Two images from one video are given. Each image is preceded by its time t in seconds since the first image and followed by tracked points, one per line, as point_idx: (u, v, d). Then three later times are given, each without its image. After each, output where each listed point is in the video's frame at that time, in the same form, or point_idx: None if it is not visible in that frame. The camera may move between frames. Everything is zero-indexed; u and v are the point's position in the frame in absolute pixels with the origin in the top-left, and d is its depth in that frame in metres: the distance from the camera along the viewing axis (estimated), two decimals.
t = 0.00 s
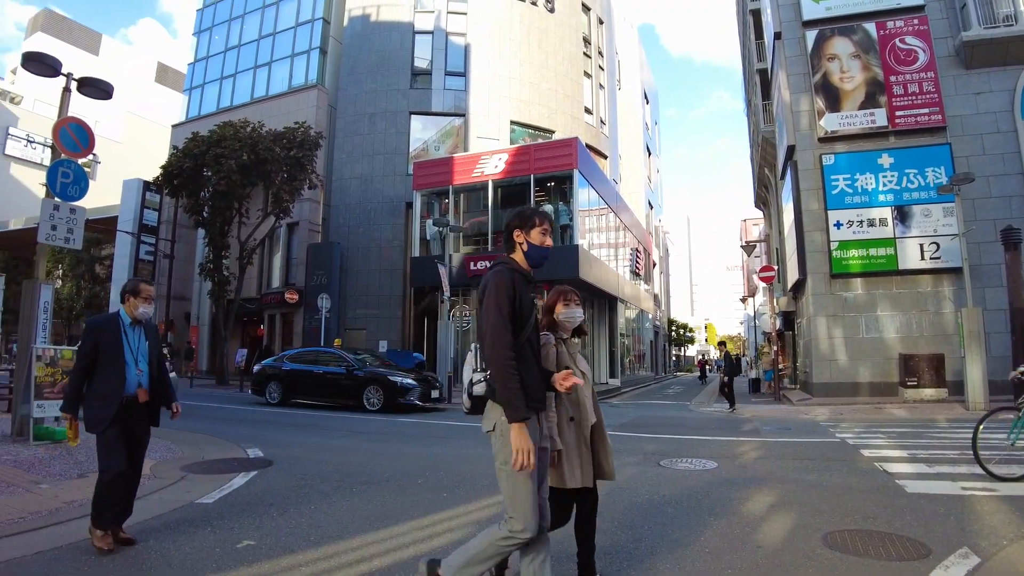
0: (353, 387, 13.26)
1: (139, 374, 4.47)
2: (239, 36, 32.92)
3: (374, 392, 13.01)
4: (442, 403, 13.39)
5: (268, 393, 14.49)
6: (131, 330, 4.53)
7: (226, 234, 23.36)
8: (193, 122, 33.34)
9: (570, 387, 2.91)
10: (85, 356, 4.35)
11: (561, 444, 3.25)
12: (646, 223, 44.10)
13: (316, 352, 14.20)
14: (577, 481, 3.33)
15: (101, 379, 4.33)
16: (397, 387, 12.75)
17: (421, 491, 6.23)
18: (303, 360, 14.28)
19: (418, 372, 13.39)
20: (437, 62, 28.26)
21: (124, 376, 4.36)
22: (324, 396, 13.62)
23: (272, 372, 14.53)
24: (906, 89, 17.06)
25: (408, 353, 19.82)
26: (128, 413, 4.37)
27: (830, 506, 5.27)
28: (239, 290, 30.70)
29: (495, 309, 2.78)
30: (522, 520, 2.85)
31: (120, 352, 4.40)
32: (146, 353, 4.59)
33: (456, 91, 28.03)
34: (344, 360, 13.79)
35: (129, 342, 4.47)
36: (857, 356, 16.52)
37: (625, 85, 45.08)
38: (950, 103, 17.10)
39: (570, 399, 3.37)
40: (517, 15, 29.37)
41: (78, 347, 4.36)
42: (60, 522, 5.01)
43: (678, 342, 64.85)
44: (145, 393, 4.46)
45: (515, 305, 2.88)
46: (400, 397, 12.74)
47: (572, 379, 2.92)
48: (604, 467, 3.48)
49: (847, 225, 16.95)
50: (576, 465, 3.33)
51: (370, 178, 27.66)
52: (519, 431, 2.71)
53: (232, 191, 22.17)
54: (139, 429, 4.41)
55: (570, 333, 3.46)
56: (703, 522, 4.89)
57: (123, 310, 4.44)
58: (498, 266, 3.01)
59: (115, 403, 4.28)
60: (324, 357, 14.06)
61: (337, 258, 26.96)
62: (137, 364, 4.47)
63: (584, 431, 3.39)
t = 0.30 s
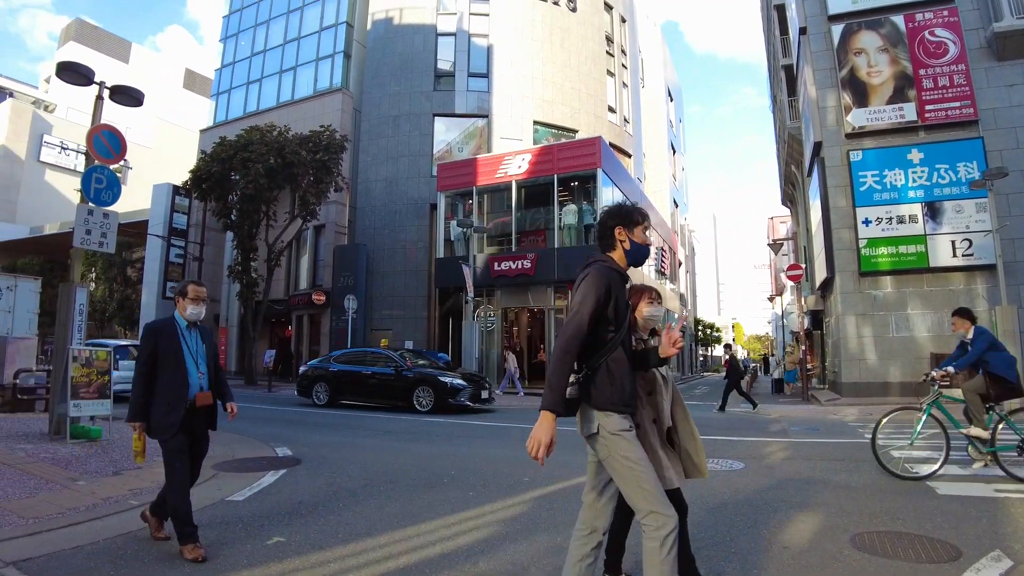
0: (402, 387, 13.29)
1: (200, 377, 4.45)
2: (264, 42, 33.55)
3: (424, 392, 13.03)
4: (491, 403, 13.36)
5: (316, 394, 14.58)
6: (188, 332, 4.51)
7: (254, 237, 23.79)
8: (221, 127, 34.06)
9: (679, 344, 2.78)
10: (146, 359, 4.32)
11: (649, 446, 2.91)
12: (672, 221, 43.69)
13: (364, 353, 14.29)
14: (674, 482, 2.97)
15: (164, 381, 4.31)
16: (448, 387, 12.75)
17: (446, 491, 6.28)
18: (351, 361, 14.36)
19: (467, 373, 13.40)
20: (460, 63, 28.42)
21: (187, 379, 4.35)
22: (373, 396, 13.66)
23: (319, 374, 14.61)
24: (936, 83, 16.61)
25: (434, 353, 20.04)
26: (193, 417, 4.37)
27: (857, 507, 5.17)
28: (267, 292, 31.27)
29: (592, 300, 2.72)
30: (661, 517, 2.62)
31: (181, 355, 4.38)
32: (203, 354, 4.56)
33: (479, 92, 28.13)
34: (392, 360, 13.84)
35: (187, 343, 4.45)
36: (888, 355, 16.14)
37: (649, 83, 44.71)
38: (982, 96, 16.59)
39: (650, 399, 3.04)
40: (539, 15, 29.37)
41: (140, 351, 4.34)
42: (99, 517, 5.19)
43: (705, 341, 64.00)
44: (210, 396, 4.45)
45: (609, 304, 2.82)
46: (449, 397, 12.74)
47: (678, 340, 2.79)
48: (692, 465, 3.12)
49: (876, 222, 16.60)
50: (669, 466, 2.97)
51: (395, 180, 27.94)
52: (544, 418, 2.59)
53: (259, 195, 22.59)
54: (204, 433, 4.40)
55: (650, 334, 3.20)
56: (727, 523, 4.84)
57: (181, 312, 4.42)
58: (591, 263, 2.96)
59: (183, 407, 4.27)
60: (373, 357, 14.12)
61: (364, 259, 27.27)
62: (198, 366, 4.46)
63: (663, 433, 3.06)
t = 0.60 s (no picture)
0: (451, 388, 13.28)
1: (257, 375, 4.47)
2: (290, 47, 34.14)
3: (474, 393, 12.99)
4: (541, 404, 13.29)
5: (364, 395, 14.63)
6: (245, 330, 4.52)
7: (282, 240, 24.18)
8: (248, 131, 34.74)
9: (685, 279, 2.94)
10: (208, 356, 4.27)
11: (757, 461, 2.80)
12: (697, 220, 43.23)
13: (411, 353, 14.30)
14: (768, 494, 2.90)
15: (226, 379, 4.27)
16: (498, 388, 12.69)
17: (471, 489, 6.34)
18: (399, 362, 14.39)
19: (517, 373, 13.33)
20: (483, 65, 28.55)
21: (248, 378, 4.36)
22: (423, 397, 13.66)
23: (366, 375, 14.67)
24: (966, 76, 16.18)
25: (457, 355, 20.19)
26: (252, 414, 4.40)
27: (886, 509, 5.11)
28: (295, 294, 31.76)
29: (717, 309, 2.54)
30: (745, 543, 2.60)
31: (241, 353, 4.38)
32: (261, 353, 4.58)
33: (502, 94, 28.21)
34: (441, 361, 13.83)
35: (246, 342, 4.48)
36: (918, 355, 15.74)
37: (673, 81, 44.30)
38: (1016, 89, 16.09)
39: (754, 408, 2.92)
40: (561, 15, 29.35)
41: (201, 348, 4.30)
42: (136, 513, 5.38)
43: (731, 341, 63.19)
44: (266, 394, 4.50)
45: (731, 310, 2.66)
46: (500, 398, 12.68)
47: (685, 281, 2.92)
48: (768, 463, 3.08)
49: (905, 220, 16.22)
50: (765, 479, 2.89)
51: (419, 183, 28.18)
52: (699, 439, 2.44)
53: (286, 198, 22.97)
54: (264, 430, 4.46)
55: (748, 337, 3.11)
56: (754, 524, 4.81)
57: (240, 310, 4.43)
58: (704, 262, 2.78)
59: (246, 404, 4.29)
60: (421, 358, 14.13)
61: (389, 260, 27.57)
62: (256, 365, 4.47)
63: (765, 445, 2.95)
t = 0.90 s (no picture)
0: (501, 389, 13.12)
1: (323, 379, 4.37)
2: (314, 53, 34.67)
3: (524, 395, 12.80)
4: (592, 407, 13.01)
5: (410, 396, 14.54)
6: (316, 333, 4.50)
7: (308, 242, 24.54)
8: (274, 136, 35.34)
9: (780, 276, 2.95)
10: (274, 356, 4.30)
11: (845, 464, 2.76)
12: (722, 220, 42.76)
13: (460, 354, 14.17)
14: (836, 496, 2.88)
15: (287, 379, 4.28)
16: (549, 390, 12.46)
17: (495, 488, 6.40)
18: (447, 362, 14.25)
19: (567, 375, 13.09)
20: (505, 67, 28.63)
21: (309, 379, 4.30)
22: (471, 398, 13.49)
23: (413, 375, 14.59)
24: (997, 70, 15.73)
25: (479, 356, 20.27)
26: (314, 419, 4.29)
27: (914, 510, 5.03)
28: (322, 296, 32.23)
29: (839, 304, 2.53)
30: (808, 541, 2.61)
31: (308, 355, 4.35)
32: (332, 357, 4.48)
33: (524, 95, 28.27)
34: (489, 362, 13.69)
35: (315, 345, 4.42)
36: (948, 355, 15.37)
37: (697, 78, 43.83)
38: None
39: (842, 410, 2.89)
40: (583, 15, 29.29)
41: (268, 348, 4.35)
42: (171, 509, 5.55)
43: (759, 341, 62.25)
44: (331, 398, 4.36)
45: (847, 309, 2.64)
46: (551, 401, 12.44)
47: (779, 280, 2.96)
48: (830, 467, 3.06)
49: (934, 217, 15.80)
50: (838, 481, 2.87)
51: (442, 185, 28.38)
52: (919, 400, 2.36)
53: (312, 202, 23.34)
54: (324, 435, 4.31)
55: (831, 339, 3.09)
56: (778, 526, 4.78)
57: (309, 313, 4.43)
58: (807, 260, 2.78)
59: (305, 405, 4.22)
60: (469, 359, 13.99)
61: (413, 261, 27.83)
62: (322, 368, 4.37)
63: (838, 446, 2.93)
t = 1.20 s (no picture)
0: (552, 391, 12.98)
1: (386, 375, 4.36)
2: (341, 58, 35.20)
3: (577, 397, 12.67)
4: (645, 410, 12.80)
5: (458, 398, 14.47)
6: (377, 330, 4.46)
7: (337, 245, 24.87)
8: (302, 141, 35.96)
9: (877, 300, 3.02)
10: (334, 353, 4.31)
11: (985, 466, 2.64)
12: (751, 218, 42.12)
13: (509, 355, 14.13)
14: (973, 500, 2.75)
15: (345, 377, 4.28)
16: (604, 391, 12.32)
17: (522, 488, 6.44)
18: (496, 363, 14.22)
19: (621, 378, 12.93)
20: (529, 68, 28.68)
21: (371, 377, 4.26)
22: (522, 400, 13.40)
23: (461, 377, 14.53)
24: None
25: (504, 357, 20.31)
26: (375, 415, 4.26)
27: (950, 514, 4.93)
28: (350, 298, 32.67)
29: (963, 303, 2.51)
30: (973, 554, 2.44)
31: (371, 351, 4.32)
32: (393, 353, 4.48)
33: (550, 95, 28.27)
34: (540, 363, 13.62)
35: (377, 341, 4.39)
36: (985, 354, 14.93)
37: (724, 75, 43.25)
38: None
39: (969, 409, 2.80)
40: (607, 14, 29.18)
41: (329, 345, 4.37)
42: (205, 507, 5.71)
43: (790, 341, 61.06)
44: (394, 395, 4.33)
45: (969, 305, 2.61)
46: (606, 402, 12.31)
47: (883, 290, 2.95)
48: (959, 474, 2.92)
49: (968, 213, 15.32)
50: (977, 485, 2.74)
51: (468, 187, 28.55)
52: (1001, 438, 2.39)
53: (341, 205, 23.70)
54: (386, 433, 4.29)
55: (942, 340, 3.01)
56: (808, 527, 4.73)
57: (371, 311, 4.39)
58: (920, 262, 2.79)
59: (366, 403, 4.18)
60: (519, 360, 13.93)
61: (440, 263, 28.05)
62: (385, 364, 4.37)
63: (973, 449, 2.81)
